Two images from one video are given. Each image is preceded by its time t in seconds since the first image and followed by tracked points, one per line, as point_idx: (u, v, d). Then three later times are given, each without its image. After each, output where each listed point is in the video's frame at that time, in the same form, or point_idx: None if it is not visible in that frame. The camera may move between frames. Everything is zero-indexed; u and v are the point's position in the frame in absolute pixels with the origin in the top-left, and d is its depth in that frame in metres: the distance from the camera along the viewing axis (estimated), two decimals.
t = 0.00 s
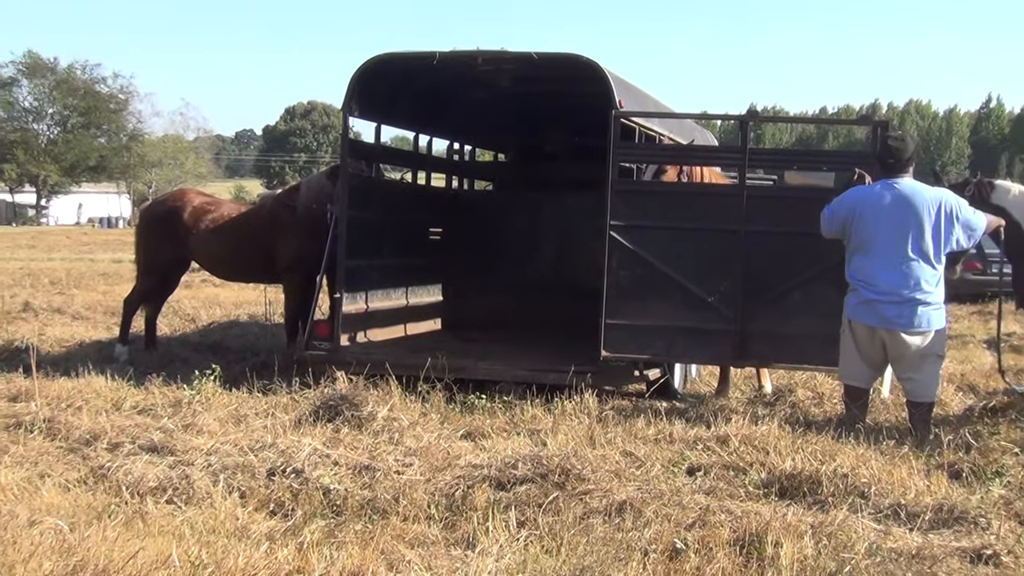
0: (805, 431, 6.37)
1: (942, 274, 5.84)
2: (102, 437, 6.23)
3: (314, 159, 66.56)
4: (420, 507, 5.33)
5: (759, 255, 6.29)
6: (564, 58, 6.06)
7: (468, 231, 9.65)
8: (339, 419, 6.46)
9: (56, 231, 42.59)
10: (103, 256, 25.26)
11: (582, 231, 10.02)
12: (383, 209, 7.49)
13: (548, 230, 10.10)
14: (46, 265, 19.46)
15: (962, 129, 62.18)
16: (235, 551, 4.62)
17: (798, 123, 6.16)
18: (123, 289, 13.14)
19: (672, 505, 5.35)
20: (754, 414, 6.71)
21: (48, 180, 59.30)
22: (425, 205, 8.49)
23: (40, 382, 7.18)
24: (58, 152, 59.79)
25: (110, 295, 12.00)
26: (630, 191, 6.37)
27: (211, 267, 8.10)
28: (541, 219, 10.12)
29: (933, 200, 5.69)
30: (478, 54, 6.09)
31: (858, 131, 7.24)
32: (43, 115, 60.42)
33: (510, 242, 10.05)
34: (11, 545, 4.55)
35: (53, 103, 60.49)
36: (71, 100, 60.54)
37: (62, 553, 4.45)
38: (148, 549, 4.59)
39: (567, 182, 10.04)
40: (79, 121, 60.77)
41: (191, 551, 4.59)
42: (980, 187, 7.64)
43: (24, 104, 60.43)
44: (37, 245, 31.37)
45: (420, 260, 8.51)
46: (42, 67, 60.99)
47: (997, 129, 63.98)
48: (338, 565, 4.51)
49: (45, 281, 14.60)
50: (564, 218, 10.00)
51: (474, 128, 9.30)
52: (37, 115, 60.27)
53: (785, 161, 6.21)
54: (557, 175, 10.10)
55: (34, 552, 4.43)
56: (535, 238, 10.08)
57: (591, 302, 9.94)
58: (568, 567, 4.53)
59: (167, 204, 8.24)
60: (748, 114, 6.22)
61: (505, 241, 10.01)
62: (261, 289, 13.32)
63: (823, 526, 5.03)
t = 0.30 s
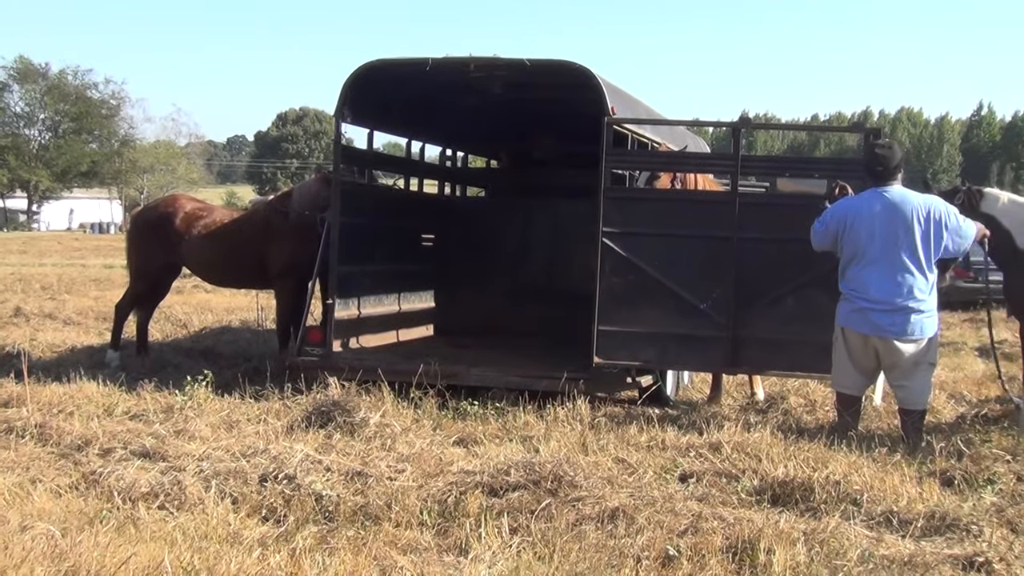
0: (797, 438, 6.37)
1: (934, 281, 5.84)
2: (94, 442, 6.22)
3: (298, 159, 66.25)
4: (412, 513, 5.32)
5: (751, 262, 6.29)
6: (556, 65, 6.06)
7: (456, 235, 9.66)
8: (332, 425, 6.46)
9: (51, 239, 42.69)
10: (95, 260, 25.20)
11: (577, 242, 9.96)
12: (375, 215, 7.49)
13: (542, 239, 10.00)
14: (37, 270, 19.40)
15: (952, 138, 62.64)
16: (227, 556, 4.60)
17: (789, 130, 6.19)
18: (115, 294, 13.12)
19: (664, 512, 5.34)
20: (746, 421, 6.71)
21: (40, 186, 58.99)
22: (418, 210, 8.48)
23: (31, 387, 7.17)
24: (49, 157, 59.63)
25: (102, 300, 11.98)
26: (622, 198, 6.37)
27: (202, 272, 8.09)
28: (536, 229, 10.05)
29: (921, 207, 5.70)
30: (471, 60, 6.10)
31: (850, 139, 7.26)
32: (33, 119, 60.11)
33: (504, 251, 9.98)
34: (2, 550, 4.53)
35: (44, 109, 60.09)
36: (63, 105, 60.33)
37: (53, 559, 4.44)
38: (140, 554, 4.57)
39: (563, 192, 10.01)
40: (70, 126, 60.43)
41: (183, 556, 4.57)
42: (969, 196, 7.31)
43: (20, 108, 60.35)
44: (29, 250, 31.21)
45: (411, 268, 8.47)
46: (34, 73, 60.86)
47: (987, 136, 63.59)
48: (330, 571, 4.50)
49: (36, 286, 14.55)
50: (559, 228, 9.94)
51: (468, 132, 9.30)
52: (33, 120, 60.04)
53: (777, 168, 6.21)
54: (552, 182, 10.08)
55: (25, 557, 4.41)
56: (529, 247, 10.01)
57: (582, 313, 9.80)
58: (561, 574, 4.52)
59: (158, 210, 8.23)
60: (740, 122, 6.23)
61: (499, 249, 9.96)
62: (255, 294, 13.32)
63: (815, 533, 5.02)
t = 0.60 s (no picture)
0: (800, 447, 6.36)
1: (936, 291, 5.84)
2: (96, 450, 6.22)
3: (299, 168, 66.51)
4: (414, 521, 5.31)
5: (753, 271, 6.29)
6: (559, 73, 6.07)
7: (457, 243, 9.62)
8: (334, 434, 6.45)
9: (52, 246, 42.75)
10: (98, 268, 25.24)
11: (578, 250, 9.96)
12: (377, 223, 7.49)
13: (543, 246, 10.02)
14: (41, 278, 19.47)
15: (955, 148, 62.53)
16: (228, 565, 4.59)
17: (792, 139, 6.20)
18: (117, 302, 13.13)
19: (667, 520, 5.31)
20: (749, 430, 6.71)
21: (42, 194, 59.01)
22: (420, 218, 8.49)
23: (33, 395, 7.17)
24: (51, 165, 59.79)
25: (104, 308, 11.99)
26: (625, 207, 6.36)
27: (205, 280, 8.11)
28: (537, 237, 10.06)
29: (921, 218, 5.71)
30: (473, 69, 6.11)
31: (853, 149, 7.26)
32: (36, 128, 60.35)
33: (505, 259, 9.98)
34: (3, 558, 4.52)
35: (47, 117, 60.28)
36: (65, 113, 60.44)
37: (55, 567, 4.43)
38: (141, 563, 4.56)
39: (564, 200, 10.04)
40: (72, 134, 60.51)
41: (185, 564, 4.56)
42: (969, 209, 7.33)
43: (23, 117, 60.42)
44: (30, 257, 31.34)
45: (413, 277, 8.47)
46: (37, 80, 60.65)
47: (991, 144, 63.34)
48: None
49: (39, 295, 14.56)
50: (560, 236, 9.95)
51: (470, 140, 9.31)
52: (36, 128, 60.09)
53: (779, 177, 6.21)
54: (555, 191, 10.13)
55: (27, 566, 4.40)
56: (530, 255, 10.01)
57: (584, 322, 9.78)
58: None
59: (160, 218, 8.25)
60: (743, 130, 6.23)
61: (501, 257, 9.98)
62: (258, 302, 13.33)
63: (818, 542, 5.00)
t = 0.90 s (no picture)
0: (813, 452, 6.36)
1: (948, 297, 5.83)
2: (109, 454, 6.23)
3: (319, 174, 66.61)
4: (426, 525, 5.30)
5: (766, 276, 6.31)
6: (571, 78, 6.08)
7: (472, 247, 9.56)
8: (346, 437, 6.46)
9: (61, 249, 42.92)
10: (108, 272, 25.31)
11: (589, 254, 10.06)
12: (390, 227, 7.52)
13: (557, 251, 10.12)
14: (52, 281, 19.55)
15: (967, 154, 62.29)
16: (241, 568, 4.59)
17: (804, 144, 6.21)
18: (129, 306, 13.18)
19: (679, 525, 5.30)
20: (761, 435, 6.71)
21: (54, 199, 59.24)
22: (433, 222, 8.52)
23: (46, 399, 7.20)
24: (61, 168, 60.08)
25: (116, 312, 12.03)
26: (637, 211, 6.39)
27: (217, 284, 8.15)
28: (549, 242, 10.17)
29: (931, 223, 5.70)
30: (486, 73, 6.13)
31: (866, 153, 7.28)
32: (51, 132, 60.53)
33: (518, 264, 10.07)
34: (17, 562, 4.52)
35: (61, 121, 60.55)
36: (80, 118, 60.71)
37: (68, 570, 4.43)
38: (154, 566, 4.57)
39: (575, 205, 10.12)
40: (88, 138, 60.76)
41: (198, 568, 4.56)
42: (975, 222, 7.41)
43: (33, 122, 60.63)
44: (40, 260, 31.51)
45: (427, 282, 8.52)
46: (53, 87, 61.10)
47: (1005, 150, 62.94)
48: None
49: (52, 298, 14.62)
50: (572, 241, 10.07)
51: (480, 143, 9.33)
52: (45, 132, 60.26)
53: (792, 182, 6.23)
54: (567, 195, 10.24)
55: (40, 569, 4.41)
56: (542, 260, 10.12)
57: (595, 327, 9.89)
58: None
59: (173, 222, 8.30)
60: (755, 135, 6.24)
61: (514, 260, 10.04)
62: (269, 306, 13.36)
63: (830, 547, 4.97)
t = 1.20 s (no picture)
0: (824, 456, 6.35)
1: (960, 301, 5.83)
2: (121, 458, 6.24)
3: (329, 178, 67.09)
4: (438, 530, 5.29)
5: (777, 280, 6.32)
6: (582, 82, 6.09)
7: (482, 251, 9.52)
8: (357, 442, 6.46)
9: (68, 253, 43.04)
10: (119, 276, 25.35)
11: (600, 258, 10.17)
12: (400, 231, 7.54)
13: (567, 255, 10.24)
14: (76, 288, 19.75)
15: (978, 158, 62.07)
16: (253, 573, 4.59)
17: (816, 148, 6.21)
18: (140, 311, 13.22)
19: (690, 530, 5.28)
20: (773, 439, 6.71)
21: (62, 203, 59.41)
22: (443, 226, 8.53)
23: (58, 403, 7.22)
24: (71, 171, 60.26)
25: (128, 316, 12.07)
26: (648, 215, 6.40)
27: (229, 288, 8.19)
28: (559, 246, 10.26)
29: (939, 231, 5.68)
30: (497, 77, 6.14)
31: (876, 157, 7.29)
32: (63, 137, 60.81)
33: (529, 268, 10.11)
34: (29, 566, 4.53)
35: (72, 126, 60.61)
36: (92, 122, 60.92)
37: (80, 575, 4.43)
38: (166, 570, 4.56)
39: (586, 209, 10.20)
40: (99, 143, 60.74)
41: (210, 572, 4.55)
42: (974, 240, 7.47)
43: (41, 126, 60.83)
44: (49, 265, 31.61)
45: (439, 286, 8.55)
46: (64, 91, 60.60)
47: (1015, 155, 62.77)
48: None
49: (64, 302, 14.67)
50: (583, 244, 10.18)
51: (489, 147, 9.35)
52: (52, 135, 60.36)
53: (803, 186, 6.24)
54: (577, 200, 10.20)
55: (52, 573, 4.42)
56: (553, 265, 10.19)
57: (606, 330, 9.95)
58: None
59: (185, 227, 8.34)
60: (766, 139, 6.25)
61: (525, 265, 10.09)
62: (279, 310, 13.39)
63: (842, 551, 4.94)
